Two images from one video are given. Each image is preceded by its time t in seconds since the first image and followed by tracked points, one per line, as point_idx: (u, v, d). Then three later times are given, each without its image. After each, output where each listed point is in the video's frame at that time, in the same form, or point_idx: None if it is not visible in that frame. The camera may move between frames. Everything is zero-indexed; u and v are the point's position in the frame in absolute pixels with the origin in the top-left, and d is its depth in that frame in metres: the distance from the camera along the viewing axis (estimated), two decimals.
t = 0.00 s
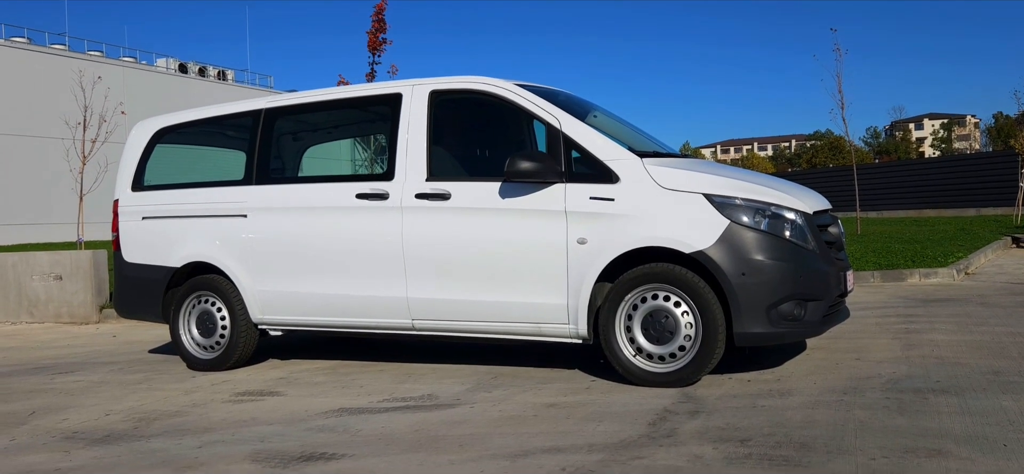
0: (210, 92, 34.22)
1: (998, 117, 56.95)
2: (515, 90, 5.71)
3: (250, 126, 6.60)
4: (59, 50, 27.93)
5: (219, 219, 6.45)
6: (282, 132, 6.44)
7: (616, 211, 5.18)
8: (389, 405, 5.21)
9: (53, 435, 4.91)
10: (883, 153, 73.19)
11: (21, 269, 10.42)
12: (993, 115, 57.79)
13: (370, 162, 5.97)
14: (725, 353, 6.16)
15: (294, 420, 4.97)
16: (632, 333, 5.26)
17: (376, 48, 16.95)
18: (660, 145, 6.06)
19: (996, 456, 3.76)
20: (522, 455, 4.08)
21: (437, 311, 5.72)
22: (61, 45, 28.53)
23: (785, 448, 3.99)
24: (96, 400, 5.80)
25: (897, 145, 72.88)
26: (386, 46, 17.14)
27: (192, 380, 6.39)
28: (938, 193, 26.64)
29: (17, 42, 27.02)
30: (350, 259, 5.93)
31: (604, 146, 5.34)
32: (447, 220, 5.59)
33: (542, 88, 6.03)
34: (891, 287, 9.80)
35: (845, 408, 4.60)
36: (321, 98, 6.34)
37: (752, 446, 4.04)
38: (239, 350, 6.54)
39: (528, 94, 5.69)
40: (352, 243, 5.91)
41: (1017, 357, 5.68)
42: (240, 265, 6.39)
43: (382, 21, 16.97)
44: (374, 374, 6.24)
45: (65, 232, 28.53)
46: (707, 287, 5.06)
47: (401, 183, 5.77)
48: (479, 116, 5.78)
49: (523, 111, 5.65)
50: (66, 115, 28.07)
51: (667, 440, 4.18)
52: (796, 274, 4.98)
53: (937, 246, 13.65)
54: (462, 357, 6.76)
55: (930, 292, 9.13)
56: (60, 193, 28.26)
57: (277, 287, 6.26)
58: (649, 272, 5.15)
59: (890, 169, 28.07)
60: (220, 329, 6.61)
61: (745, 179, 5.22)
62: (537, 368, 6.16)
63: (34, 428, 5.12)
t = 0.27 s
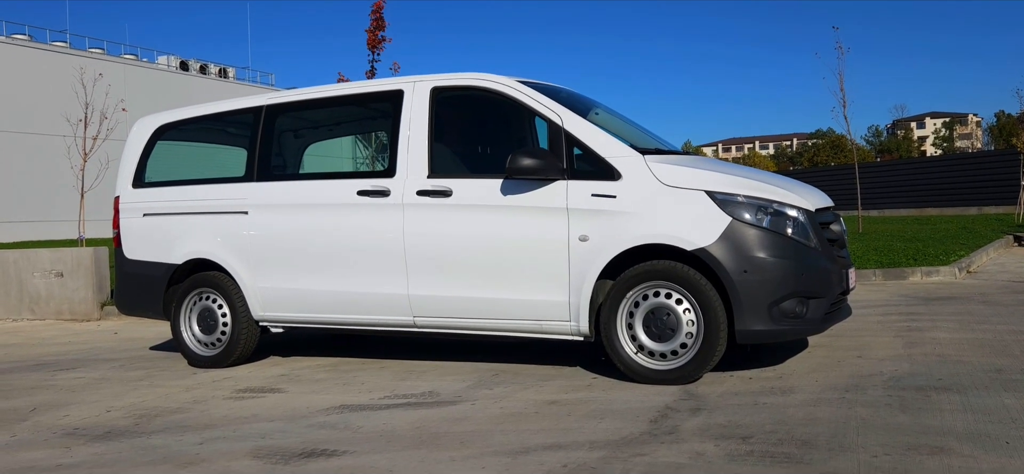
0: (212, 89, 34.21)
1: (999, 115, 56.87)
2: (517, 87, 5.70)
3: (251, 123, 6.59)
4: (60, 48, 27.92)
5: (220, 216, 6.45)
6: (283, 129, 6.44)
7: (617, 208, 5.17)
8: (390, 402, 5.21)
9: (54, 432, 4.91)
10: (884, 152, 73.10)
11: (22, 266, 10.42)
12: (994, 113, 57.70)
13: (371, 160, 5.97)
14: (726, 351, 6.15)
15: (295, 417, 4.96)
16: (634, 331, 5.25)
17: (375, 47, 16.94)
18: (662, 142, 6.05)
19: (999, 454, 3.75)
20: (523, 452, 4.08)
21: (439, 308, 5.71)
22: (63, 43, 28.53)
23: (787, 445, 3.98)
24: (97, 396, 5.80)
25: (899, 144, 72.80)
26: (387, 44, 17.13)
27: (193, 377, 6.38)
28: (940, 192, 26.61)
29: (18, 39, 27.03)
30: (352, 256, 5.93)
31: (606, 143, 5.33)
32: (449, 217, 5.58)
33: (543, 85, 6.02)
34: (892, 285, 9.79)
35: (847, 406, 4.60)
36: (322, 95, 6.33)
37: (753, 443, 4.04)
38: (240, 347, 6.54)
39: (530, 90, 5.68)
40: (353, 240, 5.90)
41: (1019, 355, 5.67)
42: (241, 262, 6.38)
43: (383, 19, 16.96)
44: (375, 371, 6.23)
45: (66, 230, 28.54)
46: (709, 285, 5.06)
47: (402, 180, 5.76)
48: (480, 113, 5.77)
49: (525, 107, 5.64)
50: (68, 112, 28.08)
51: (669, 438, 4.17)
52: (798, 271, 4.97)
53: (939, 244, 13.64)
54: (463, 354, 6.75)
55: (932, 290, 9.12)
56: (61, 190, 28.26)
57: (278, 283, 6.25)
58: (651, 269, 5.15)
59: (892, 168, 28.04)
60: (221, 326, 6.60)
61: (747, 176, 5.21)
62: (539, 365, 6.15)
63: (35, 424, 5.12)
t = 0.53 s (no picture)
0: (213, 88, 34.23)
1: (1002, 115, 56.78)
2: (519, 85, 5.70)
3: (253, 121, 6.59)
4: (62, 46, 27.95)
5: (222, 214, 6.45)
6: (285, 127, 6.43)
7: (620, 207, 5.17)
8: (391, 400, 5.20)
9: (56, 429, 4.92)
10: (886, 151, 72.98)
11: (24, 264, 10.43)
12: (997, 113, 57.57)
13: (372, 158, 5.97)
14: (728, 350, 6.15)
15: (296, 415, 4.96)
16: (636, 329, 5.25)
17: (376, 48, 16.95)
18: (664, 140, 6.04)
19: (1001, 453, 3.75)
20: (524, 451, 4.08)
21: (440, 306, 5.71)
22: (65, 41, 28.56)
23: (789, 444, 3.98)
24: (98, 394, 5.80)
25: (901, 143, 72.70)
26: (389, 43, 17.14)
27: (194, 374, 6.38)
28: (942, 191, 26.58)
29: (21, 37, 27.06)
30: (353, 254, 5.93)
31: (608, 142, 5.32)
32: (451, 215, 5.58)
33: (545, 83, 6.02)
34: (894, 285, 9.78)
35: (848, 405, 4.59)
36: (324, 93, 6.33)
37: (755, 442, 4.03)
38: (241, 345, 6.54)
39: (532, 89, 5.67)
40: (355, 239, 5.90)
41: (1021, 355, 5.66)
42: (243, 260, 6.39)
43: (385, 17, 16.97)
44: (377, 369, 6.23)
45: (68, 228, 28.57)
46: (711, 284, 5.05)
47: (404, 178, 5.76)
48: (482, 111, 5.77)
49: (527, 106, 5.64)
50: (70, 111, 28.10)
51: (670, 436, 4.17)
52: (800, 270, 4.96)
53: (941, 244, 13.62)
54: (465, 352, 6.75)
55: (934, 290, 9.11)
56: (63, 188, 28.28)
57: (280, 281, 6.25)
58: (652, 268, 5.14)
59: (894, 167, 28.01)
60: (223, 324, 6.60)
61: (750, 175, 5.20)
62: (540, 364, 6.15)
63: (36, 421, 5.12)
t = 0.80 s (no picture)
0: (216, 86, 34.24)
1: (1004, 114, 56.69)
2: (521, 85, 5.69)
3: (255, 120, 6.59)
4: (64, 44, 27.97)
5: (224, 213, 6.45)
6: (287, 126, 6.43)
7: (621, 206, 5.16)
8: (393, 399, 5.20)
9: (57, 428, 4.92)
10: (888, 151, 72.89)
11: (26, 263, 10.44)
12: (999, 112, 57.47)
13: (374, 157, 5.96)
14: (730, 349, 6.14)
15: (298, 414, 4.96)
16: (637, 329, 5.25)
17: (380, 48, 16.95)
18: (666, 140, 6.04)
19: (1003, 454, 3.74)
20: (525, 450, 4.08)
21: (442, 306, 5.71)
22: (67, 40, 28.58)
23: (790, 444, 3.98)
24: (100, 393, 5.81)
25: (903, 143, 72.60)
26: (391, 42, 17.14)
27: (196, 373, 6.39)
28: (944, 191, 26.55)
29: (23, 35, 27.06)
30: (355, 253, 5.92)
31: (610, 141, 5.32)
32: (452, 214, 5.58)
33: (547, 82, 6.01)
34: (896, 285, 9.77)
35: (850, 405, 4.58)
36: (326, 92, 6.33)
37: (756, 442, 4.03)
38: (243, 344, 6.54)
39: (534, 88, 5.67)
40: (357, 237, 5.90)
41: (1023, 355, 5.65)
42: (245, 259, 6.39)
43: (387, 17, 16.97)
44: (378, 368, 6.23)
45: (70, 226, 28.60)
46: (713, 283, 5.04)
47: (406, 177, 5.75)
48: (484, 110, 5.77)
49: (529, 105, 5.63)
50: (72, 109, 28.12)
51: (672, 436, 4.17)
52: (802, 270, 4.95)
53: (943, 244, 13.61)
54: (466, 352, 6.75)
55: (936, 290, 9.10)
56: (65, 186, 28.31)
57: (282, 280, 6.25)
58: (654, 267, 5.13)
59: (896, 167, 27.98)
60: (224, 323, 6.61)
61: (751, 175, 5.19)
62: (542, 363, 6.15)
63: (38, 420, 5.13)
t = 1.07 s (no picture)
0: (217, 85, 34.26)
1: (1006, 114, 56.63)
2: (522, 84, 5.70)
3: (257, 119, 6.60)
4: (66, 43, 27.99)
5: (225, 212, 6.46)
6: (288, 125, 6.45)
7: (622, 206, 5.17)
8: (394, 398, 5.22)
9: (59, 425, 4.94)
10: (890, 151, 72.84)
11: (28, 261, 10.46)
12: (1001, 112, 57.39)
13: (376, 156, 5.97)
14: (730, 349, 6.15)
15: (300, 412, 4.98)
16: (638, 328, 5.26)
17: (383, 47, 16.95)
18: (667, 139, 6.05)
19: (1003, 453, 3.75)
20: (526, 449, 4.09)
21: (443, 304, 5.72)
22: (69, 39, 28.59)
23: (791, 443, 3.98)
24: (102, 391, 5.82)
25: (904, 143, 72.55)
26: (393, 41, 17.15)
27: (198, 371, 6.40)
28: (945, 191, 26.54)
29: (25, 34, 27.09)
30: (356, 252, 5.94)
31: (611, 141, 5.33)
32: (453, 213, 5.59)
33: (549, 82, 6.02)
34: (897, 284, 9.77)
35: (851, 404, 4.59)
36: (327, 91, 6.34)
37: (757, 441, 4.04)
38: (244, 343, 6.55)
39: (535, 87, 5.68)
40: (358, 236, 5.91)
41: None
42: (246, 258, 6.40)
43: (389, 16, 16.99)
44: (380, 367, 6.24)
45: (72, 225, 28.64)
46: (713, 282, 5.05)
47: (407, 176, 5.76)
48: (486, 109, 5.78)
49: (530, 104, 5.64)
50: (74, 108, 28.14)
51: (673, 435, 4.18)
52: (803, 269, 4.96)
53: (944, 244, 13.61)
54: (467, 350, 6.76)
55: (937, 289, 9.10)
56: (67, 185, 28.34)
57: (284, 279, 6.26)
58: (655, 266, 5.14)
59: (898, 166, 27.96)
60: (226, 321, 6.62)
61: (752, 174, 5.20)
62: (543, 362, 6.16)
63: (41, 418, 5.14)
